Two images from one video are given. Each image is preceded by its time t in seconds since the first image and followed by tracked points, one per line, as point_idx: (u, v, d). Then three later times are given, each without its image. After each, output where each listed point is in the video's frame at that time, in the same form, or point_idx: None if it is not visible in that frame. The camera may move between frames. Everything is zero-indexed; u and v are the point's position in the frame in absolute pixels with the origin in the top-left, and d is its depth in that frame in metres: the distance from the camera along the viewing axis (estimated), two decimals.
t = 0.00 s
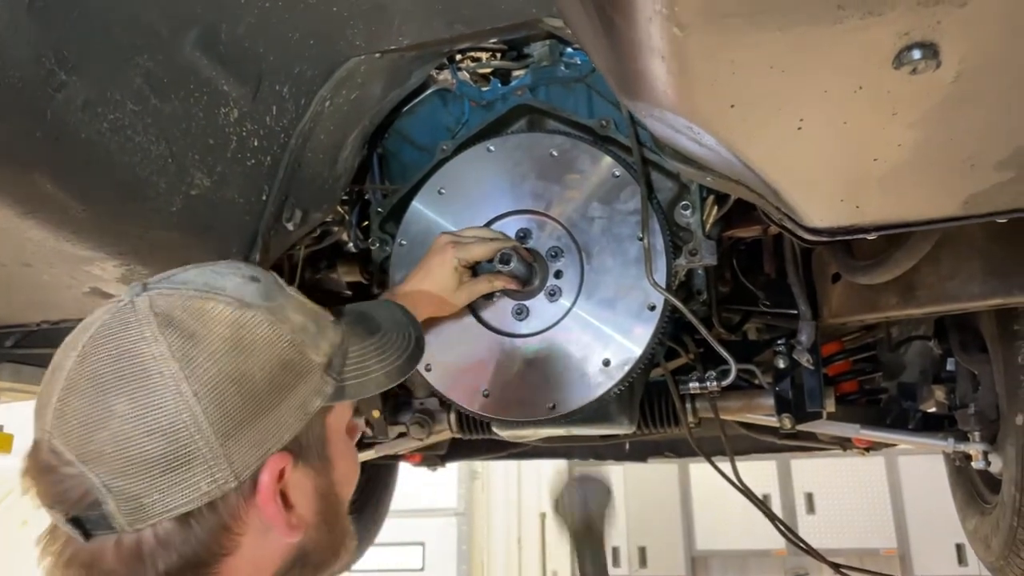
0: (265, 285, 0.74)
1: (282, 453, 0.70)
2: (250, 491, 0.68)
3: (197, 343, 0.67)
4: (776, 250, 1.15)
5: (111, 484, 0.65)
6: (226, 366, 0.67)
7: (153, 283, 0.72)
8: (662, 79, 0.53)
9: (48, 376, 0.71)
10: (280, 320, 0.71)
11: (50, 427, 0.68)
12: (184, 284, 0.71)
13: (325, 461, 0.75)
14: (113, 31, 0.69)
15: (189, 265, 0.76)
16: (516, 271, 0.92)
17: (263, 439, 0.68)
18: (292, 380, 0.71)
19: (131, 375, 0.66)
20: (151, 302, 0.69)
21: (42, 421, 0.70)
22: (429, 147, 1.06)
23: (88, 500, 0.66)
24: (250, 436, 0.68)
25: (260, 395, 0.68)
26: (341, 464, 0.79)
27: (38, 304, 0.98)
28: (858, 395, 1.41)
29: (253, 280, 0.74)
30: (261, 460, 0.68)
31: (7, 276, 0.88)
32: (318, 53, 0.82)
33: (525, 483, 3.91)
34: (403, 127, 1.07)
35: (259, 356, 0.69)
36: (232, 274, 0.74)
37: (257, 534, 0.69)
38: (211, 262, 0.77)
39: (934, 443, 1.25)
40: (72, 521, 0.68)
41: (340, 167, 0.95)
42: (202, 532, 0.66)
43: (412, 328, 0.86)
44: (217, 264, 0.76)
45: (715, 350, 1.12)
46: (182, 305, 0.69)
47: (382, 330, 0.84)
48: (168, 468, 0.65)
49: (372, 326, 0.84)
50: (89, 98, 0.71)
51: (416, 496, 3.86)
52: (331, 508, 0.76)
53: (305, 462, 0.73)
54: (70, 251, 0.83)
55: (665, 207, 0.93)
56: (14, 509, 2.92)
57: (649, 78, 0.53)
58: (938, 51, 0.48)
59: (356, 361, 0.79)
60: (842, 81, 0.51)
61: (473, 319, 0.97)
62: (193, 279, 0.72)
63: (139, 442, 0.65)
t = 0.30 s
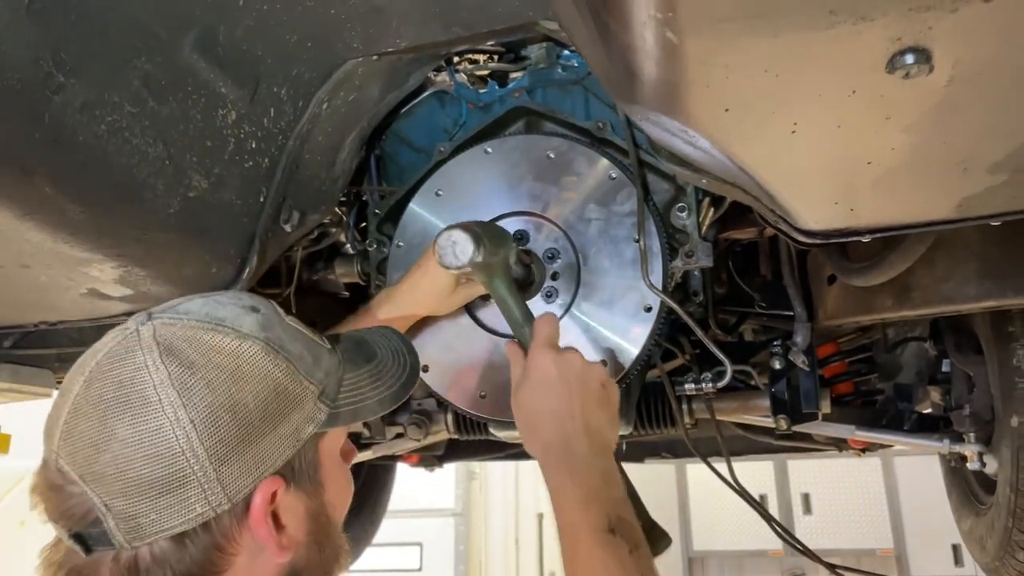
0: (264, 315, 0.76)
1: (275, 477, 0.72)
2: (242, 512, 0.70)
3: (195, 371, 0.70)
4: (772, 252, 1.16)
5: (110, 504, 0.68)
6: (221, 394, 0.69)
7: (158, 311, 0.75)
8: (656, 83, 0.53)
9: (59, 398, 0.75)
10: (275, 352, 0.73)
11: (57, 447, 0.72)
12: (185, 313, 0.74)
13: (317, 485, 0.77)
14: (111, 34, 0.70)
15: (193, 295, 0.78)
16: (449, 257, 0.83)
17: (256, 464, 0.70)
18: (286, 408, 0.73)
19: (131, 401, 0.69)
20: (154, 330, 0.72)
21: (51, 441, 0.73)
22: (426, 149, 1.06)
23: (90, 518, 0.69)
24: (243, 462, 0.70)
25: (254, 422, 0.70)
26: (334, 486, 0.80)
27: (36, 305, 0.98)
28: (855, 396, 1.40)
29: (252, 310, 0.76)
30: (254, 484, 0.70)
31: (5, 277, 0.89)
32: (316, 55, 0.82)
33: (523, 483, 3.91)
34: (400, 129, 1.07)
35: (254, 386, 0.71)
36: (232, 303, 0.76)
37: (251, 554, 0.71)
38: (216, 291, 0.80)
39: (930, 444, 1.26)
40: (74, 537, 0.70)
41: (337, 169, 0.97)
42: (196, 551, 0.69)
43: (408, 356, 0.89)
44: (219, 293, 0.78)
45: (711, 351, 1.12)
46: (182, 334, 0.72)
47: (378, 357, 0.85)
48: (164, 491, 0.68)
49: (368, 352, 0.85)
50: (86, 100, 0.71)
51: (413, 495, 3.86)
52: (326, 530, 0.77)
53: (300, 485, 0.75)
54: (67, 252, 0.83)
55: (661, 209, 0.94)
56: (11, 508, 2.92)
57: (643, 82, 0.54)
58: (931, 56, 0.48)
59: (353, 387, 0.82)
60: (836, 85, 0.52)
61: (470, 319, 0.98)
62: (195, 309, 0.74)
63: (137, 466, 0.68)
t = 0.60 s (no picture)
0: (261, 316, 0.76)
1: (280, 476, 0.72)
2: (248, 512, 0.71)
3: (197, 375, 0.70)
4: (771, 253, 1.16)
5: (116, 510, 0.68)
6: (224, 397, 0.70)
7: (155, 317, 0.75)
8: (656, 86, 0.53)
9: (58, 407, 0.74)
10: (275, 353, 0.74)
11: (59, 456, 0.71)
12: (182, 318, 0.74)
13: (321, 482, 0.77)
14: (111, 36, 0.70)
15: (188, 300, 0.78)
16: (446, 242, 0.81)
17: (261, 464, 0.71)
18: (288, 407, 0.73)
19: (134, 407, 0.69)
20: (153, 336, 0.72)
21: (52, 450, 0.73)
22: (425, 151, 1.06)
23: (96, 525, 0.69)
24: (249, 462, 0.70)
25: (257, 423, 0.71)
26: (337, 482, 0.80)
27: (35, 306, 0.98)
28: (852, 398, 1.39)
29: (249, 312, 0.76)
30: (261, 484, 0.71)
31: (4, 279, 0.89)
32: (315, 57, 0.82)
33: (521, 485, 3.91)
34: (399, 131, 1.07)
35: (255, 387, 0.71)
36: (229, 305, 0.76)
37: (260, 553, 0.71)
38: (212, 295, 0.80)
39: (928, 445, 1.27)
40: (82, 543, 0.70)
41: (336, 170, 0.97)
42: (204, 553, 0.69)
43: (407, 353, 0.89)
44: (216, 297, 0.78)
45: (709, 352, 1.13)
46: (182, 339, 0.72)
47: (375, 355, 0.85)
48: (171, 494, 0.68)
49: (365, 350, 0.85)
50: (86, 102, 0.72)
51: (411, 497, 3.86)
52: (332, 526, 0.78)
53: (304, 484, 0.75)
54: (67, 254, 0.83)
55: (660, 211, 0.94)
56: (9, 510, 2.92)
57: (643, 85, 0.54)
58: (930, 59, 0.48)
59: (351, 384, 0.82)
60: (836, 88, 0.52)
61: (469, 321, 0.99)
62: (193, 313, 0.75)
63: (142, 470, 0.67)
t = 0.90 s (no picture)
0: (232, 311, 0.75)
1: (265, 471, 0.72)
2: (235, 509, 0.71)
3: (170, 377, 0.69)
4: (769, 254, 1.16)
5: (101, 519, 0.68)
6: (198, 397, 0.69)
7: (125, 322, 0.74)
8: (654, 87, 0.53)
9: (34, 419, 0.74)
10: (248, 348, 0.73)
11: (39, 469, 0.71)
12: (151, 321, 0.73)
13: (309, 472, 0.77)
14: (111, 37, 0.70)
15: (158, 300, 0.77)
16: (444, 242, 0.85)
17: (244, 462, 0.71)
18: (267, 402, 0.73)
19: (109, 415, 0.69)
20: (124, 341, 0.72)
21: (32, 463, 0.73)
22: (424, 151, 1.06)
23: (83, 534, 0.69)
24: (231, 460, 0.70)
25: (236, 421, 0.70)
26: (327, 471, 0.81)
27: (33, 306, 0.98)
28: (851, 398, 1.38)
29: (218, 307, 0.75)
30: (246, 481, 0.71)
31: (3, 278, 0.88)
32: (314, 58, 0.82)
33: (519, 485, 3.91)
34: (398, 131, 1.07)
35: (230, 384, 0.71)
36: (199, 303, 0.75)
37: (252, 548, 0.72)
38: (186, 292, 0.79)
39: (926, 445, 1.27)
40: (69, 552, 0.70)
41: (335, 171, 0.97)
42: (194, 554, 0.69)
43: (389, 333, 0.89)
44: (187, 295, 0.77)
45: (707, 352, 1.13)
46: (152, 341, 0.71)
47: (355, 338, 0.86)
48: (155, 499, 0.68)
49: (345, 335, 0.86)
50: (85, 102, 0.72)
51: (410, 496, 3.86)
52: (324, 514, 0.78)
53: (293, 476, 0.75)
54: (65, 254, 0.83)
55: (659, 212, 0.94)
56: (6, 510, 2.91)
57: (641, 86, 0.54)
58: (928, 60, 0.49)
59: (332, 368, 0.82)
60: (835, 89, 0.52)
61: (468, 321, 0.99)
62: (162, 314, 0.74)
63: (122, 478, 0.67)
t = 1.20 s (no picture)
0: (234, 312, 0.76)
1: (257, 475, 0.72)
2: (225, 512, 0.71)
3: (166, 374, 0.69)
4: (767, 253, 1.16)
5: (89, 515, 0.68)
6: (194, 396, 0.69)
7: (125, 316, 0.75)
8: (649, 86, 0.54)
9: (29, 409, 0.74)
10: (247, 349, 0.73)
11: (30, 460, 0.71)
12: (152, 317, 0.73)
13: (302, 477, 0.77)
14: (110, 36, 0.70)
15: (160, 297, 0.78)
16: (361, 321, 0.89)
17: (236, 464, 0.71)
18: (263, 405, 0.73)
19: (103, 409, 0.69)
20: (122, 336, 0.72)
21: (24, 454, 0.73)
22: (422, 151, 1.06)
23: (72, 529, 0.69)
24: (223, 462, 0.70)
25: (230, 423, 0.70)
26: (320, 477, 0.80)
27: (31, 304, 0.98)
28: (848, 398, 1.40)
29: (220, 307, 0.76)
30: (237, 483, 0.71)
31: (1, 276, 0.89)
32: (312, 57, 0.82)
33: (518, 486, 3.91)
34: (397, 131, 1.08)
35: (227, 385, 0.71)
36: (201, 302, 0.76)
37: (240, 552, 0.71)
38: (187, 290, 0.79)
39: (923, 445, 1.27)
40: (56, 547, 0.70)
41: (333, 170, 0.97)
42: (181, 554, 0.69)
43: (391, 339, 0.89)
44: (189, 293, 0.78)
45: (705, 352, 1.13)
46: (151, 338, 0.72)
47: (356, 344, 0.86)
48: (144, 497, 0.68)
49: (346, 339, 0.86)
50: (84, 100, 0.72)
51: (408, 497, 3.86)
52: (314, 520, 0.78)
53: (286, 480, 0.75)
54: (64, 252, 0.83)
55: (657, 211, 0.94)
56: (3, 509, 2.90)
57: (636, 85, 0.54)
58: (923, 58, 0.49)
59: (333, 373, 0.83)
60: (832, 87, 0.52)
61: (468, 321, 0.99)
62: (163, 310, 0.74)
63: (113, 473, 0.67)
